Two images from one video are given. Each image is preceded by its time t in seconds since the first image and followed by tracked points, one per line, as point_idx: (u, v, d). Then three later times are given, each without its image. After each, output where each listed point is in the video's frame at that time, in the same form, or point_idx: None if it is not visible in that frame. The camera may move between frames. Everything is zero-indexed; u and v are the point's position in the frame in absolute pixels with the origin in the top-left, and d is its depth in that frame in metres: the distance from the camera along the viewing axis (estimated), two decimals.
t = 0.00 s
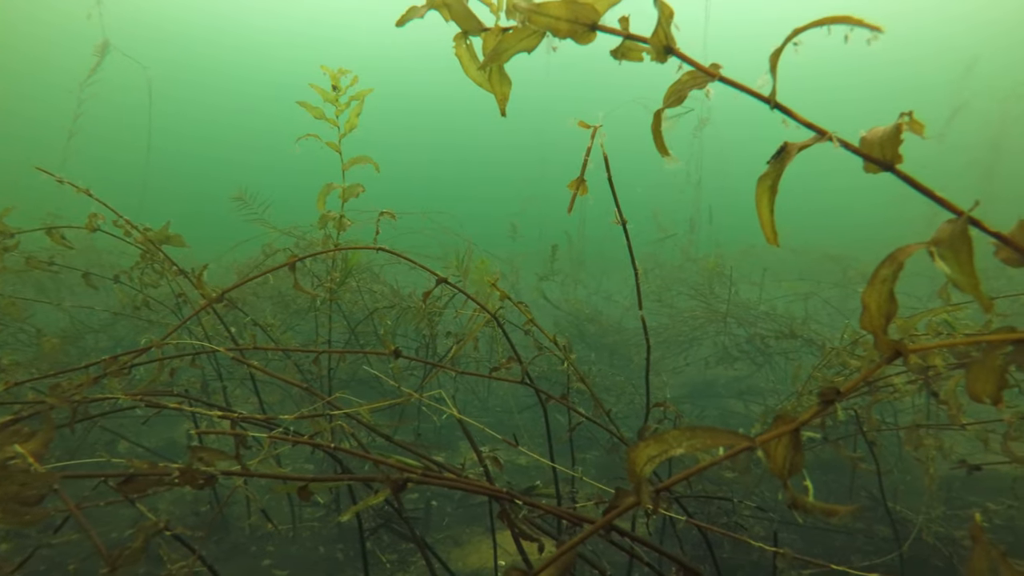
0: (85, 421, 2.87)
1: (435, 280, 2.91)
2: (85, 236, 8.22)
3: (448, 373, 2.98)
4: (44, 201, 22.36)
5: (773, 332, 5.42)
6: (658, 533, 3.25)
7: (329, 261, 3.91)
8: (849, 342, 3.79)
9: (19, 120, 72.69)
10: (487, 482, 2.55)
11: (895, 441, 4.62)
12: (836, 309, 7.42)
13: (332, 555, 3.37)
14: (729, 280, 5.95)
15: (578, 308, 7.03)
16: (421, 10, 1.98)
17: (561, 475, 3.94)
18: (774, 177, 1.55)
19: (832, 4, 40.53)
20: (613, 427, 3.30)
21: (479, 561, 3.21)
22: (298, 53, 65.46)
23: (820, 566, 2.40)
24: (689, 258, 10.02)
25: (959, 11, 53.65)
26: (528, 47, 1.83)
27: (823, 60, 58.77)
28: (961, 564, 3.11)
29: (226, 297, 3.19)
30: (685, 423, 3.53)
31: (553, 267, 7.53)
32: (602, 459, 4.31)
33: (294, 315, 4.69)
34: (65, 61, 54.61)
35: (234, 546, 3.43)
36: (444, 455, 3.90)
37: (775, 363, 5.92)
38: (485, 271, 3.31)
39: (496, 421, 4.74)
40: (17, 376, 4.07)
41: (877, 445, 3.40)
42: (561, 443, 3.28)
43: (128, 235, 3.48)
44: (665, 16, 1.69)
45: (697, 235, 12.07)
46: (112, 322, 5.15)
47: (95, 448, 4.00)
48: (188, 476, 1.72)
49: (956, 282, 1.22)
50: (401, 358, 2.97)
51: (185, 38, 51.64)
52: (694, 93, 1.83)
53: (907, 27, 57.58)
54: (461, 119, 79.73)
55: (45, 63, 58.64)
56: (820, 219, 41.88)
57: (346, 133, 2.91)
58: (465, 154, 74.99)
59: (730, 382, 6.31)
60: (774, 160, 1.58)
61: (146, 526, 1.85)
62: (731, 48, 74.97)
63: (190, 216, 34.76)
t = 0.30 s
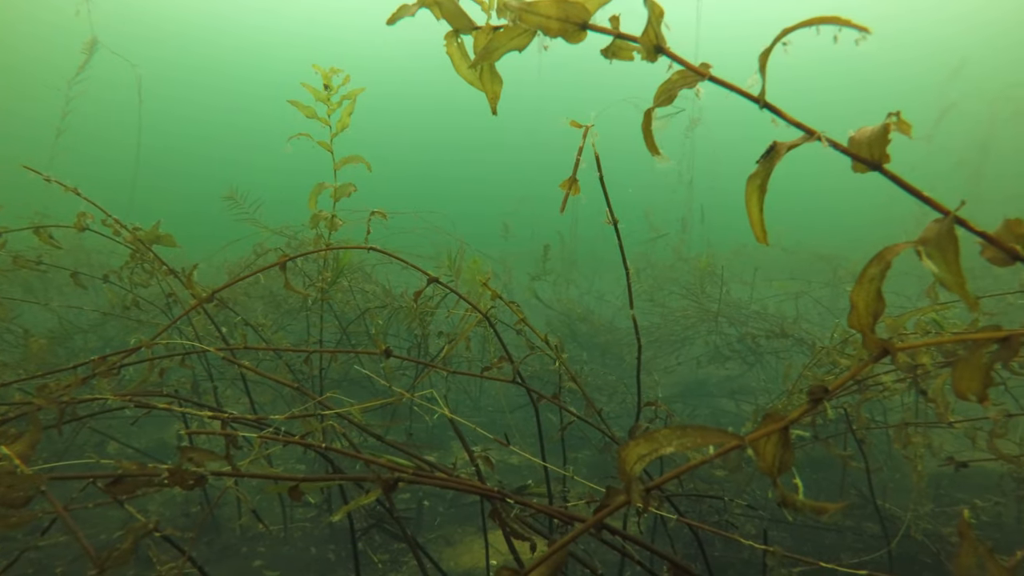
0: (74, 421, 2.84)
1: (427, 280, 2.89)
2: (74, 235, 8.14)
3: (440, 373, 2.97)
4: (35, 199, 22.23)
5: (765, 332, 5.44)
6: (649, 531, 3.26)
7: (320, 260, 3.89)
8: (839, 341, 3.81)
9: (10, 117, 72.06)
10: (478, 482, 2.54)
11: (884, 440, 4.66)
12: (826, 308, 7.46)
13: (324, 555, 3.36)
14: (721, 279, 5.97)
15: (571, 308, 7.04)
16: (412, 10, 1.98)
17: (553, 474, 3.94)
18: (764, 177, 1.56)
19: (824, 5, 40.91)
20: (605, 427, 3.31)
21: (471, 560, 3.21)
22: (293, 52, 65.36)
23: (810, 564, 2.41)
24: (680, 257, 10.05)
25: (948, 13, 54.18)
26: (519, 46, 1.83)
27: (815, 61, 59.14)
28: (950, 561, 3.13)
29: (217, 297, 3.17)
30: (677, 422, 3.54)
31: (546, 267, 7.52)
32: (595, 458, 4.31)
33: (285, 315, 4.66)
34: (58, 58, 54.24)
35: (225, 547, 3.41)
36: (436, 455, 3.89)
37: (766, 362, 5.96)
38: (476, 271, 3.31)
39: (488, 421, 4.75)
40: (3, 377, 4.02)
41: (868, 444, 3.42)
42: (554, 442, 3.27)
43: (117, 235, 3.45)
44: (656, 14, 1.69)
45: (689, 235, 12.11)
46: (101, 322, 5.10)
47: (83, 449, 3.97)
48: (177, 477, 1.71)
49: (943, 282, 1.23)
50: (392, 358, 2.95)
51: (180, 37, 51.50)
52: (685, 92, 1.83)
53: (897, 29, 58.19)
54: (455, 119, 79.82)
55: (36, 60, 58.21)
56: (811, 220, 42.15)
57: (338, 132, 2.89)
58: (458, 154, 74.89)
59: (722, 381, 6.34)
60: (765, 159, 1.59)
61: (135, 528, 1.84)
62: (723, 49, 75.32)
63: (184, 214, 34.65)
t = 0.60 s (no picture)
0: (65, 423, 2.82)
1: (420, 280, 2.89)
2: (67, 235, 8.08)
3: (433, 372, 2.95)
4: (29, 198, 22.14)
5: (759, 331, 5.46)
6: (643, 531, 3.26)
7: (315, 261, 3.87)
8: (832, 341, 3.83)
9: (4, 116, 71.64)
10: (473, 481, 2.54)
11: (877, 437, 4.69)
12: (819, 307, 7.50)
13: (319, 555, 3.35)
14: (716, 279, 5.98)
15: (566, 308, 7.04)
16: (407, 7, 1.97)
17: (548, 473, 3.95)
18: (755, 176, 1.58)
19: (819, 7, 41.22)
20: (600, 427, 3.32)
21: (466, 560, 3.20)
22: (290, 51, 65.32)
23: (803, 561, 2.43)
24: (675, 257, 10.07)
25: (941, 15, 54.46)
26: (513, 44, 1.82)
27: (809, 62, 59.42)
28: (940, 559, 3.16)
29: (211, 296, 3.16)
30: (671, 421, 3.55)
31: (541, 266, 7.51)
32: (589, 457, 4.31)
33: (280, 315, 4.64)
34: (54, 56, 54.06)
35: (219, 547, 3.40)
36: (430, 454, 3.88)
37: (760, 361, 5.98)
38: (471, 270, 3.30)
39: (482, 421, 4.75)
40: None
41: (860, 442, 3.44)
42: (548, 442, 3.26)
43: (110, 234, 3.43)
44: (649, 14, 1.69)
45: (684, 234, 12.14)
46: (92, 322, 5.06)
47: (75, 450, 3.94)
48: (171, 477, 1.70)
49: (935, 281, 1.24)
50: (386, 357, 2.93)
51: (178, 36, 51.42)
52: (678, 91, 1.84)
53: (891, 31, 58.64)
54: (452, 119, 79.90)
55: (32, 58, 57.92)
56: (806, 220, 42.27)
57: (333, 132, 2.87)
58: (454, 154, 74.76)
59: (715, 379, 6.36)
60: (758, 158, 1.59)
61: (129, 529, 1.83)
62: (718, 49, 75.53)
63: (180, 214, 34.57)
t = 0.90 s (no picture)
0: (61, 423, 2.81)
1: (417, 280, 2.88)
2: (63, 234, 8.03)
3: (431, 372, 2.94)
4: (30, 196, 22.20)
5: (757, 331, 5.47)
6: (640, 530, 3.26)
7: (313, 261, 3.86)
8: (829, 340, 3.83)
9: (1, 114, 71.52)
10: (471, 481, 2.54)
11: (873, 437, 4.71)
12: (817, 307, 7.50)
13: (316, 556, 3.34)
14: (714, 280, 5.99)
15: (563, 307, 7.02)
16: (405, 5, 1.97)
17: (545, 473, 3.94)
18: (752, 174, 1.58)
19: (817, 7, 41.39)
20: (596, 426, 3.31)
21: (463, 560, 3.20)
22: (290, 51, 65.41)
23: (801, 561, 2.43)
24: (673, 257, 10.08)
25: (938, 15, 54.54)
26: (509, 42, 1.83)
27: (807, 62, 59.48)
28: (937, 559, 3.16)
29: (207, 296, 3.15)
30: (668, 420, 3.56)
31: (539, 266, 7.50)
32: (586, 457, 4.31)
33: (277, 315, 4.64)
34: (54, 56, 54.10)
35: (215, 549, 3.38)
36: (428, 455, 3.88)
37: (757, 361, 5.99)
38: (468, 269, 3.30)
39: (479, 421, 4.73)
40: None
41: (856, 442, 3.43)
42: (545, 442, 3.25)
43: (107, 234, 3.42)
44: (646, 13, 1.70)
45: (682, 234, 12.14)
46: (88, 323, 5.05)
47: (72, 451, 3.93)
48: (167, 478, 1.70)
49: (929, 281, 1.25)
50: (383, 357, 2.93)
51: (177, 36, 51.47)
52: (674, 90, 1.84)
53: (889, 31, 58.86)
54: (451, 119, 79.98)
55: (30, 57, 57.82)
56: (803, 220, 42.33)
57: (331, 131, 2.86)
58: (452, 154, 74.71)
59: (713, 379, 6.36)
60: (754, 157, 1.59)
61: (126, 529, 1.82)
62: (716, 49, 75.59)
63: (177, 213, 34.50)
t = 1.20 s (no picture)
0: (60, 423, 2.81)
1: (417, 280, 2.88)
2: (63, 234, 8.01)
3: (430, 372, 2.94)
4: (30, 196, 22.20)
5: (757, 331, 5.47)
6: (639, 531, 3.26)
7: (312, 261, 3.85)
8: (830, 341, 3.83)
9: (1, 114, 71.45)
10: (470, 481, 2.54)
11: (873, 437, 4.70)
12: (816, 307, 7.50)
13: (316, 556, 3.33)
14: (714, 280, 5.98)
15: (563, 307, 7.01)
16: (405, 3, 1.97)
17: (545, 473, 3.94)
18: (751, 174, 1.58)
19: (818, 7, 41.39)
20: (596, 427, 3.31)
21: (463, 560, 3.20)
22: (290, 51, 65.29)
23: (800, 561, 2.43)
24: (672, 257, 10.08)
25: (937, 15, 54.54)
26: (509, 41, 1.83)
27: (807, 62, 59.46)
28: (937, 559, 3.16)
29: (207, 296, 3.15)
30: (668, 420, 3.55)
31: (538, 266, 7.48)
32: (586, 457, 4.30)
33: (276, 315, 4.64)
34: (54, 56, 54.08)
35: (215, 549, 3.38)
36: (427, 455, 3.88)
37: (756, 361, 5.99)
38: (468, 269, 3.30)
39: (478, 421, 4.73)
40: None
41: (856, 442, 3.43)
42: (546, 442, 3.25)
43: (106, 234, 3.42)
44: (646, 13, 1.70)
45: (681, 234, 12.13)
46: (88, 323, 5.04)
47: (72, 451, 3.92)
48: (166, 479, 1.70)
49: (930, 280, 1.24)
50: (383, 356, 2.92)
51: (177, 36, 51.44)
52: (674, 89, 1.84)
53: (889, 31, 58.85)
54: (452, 119, 79.98)
55: (31, 57, 57.82)
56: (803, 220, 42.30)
57: (331, 132, 2.85)
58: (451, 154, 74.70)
59: (713, 380, 6.36)
60: (753, 157, 1.60)
61: (125, 529, 1.82)
62: (716, 50, 75.58)
63: (177, 213, 34.53)
